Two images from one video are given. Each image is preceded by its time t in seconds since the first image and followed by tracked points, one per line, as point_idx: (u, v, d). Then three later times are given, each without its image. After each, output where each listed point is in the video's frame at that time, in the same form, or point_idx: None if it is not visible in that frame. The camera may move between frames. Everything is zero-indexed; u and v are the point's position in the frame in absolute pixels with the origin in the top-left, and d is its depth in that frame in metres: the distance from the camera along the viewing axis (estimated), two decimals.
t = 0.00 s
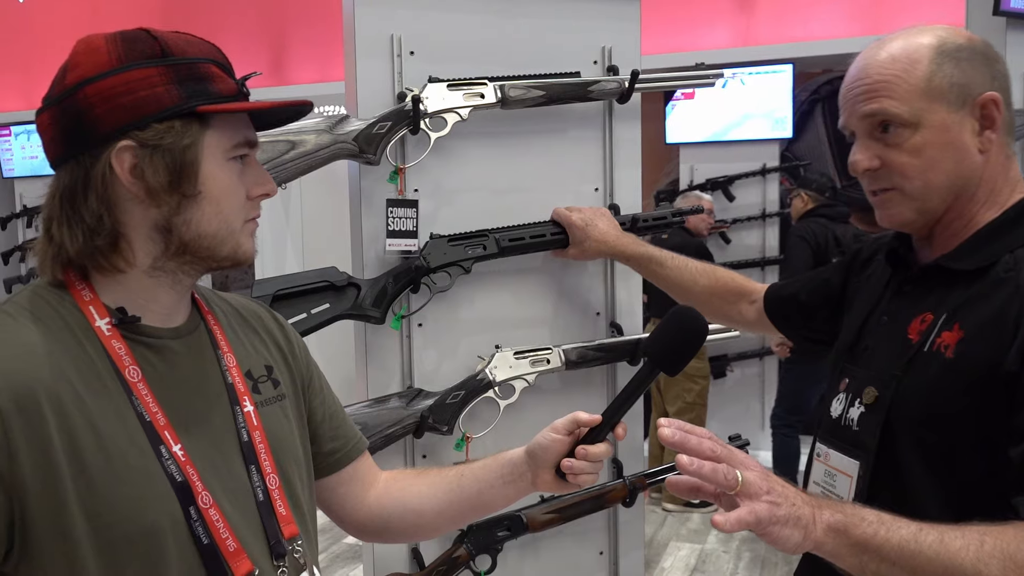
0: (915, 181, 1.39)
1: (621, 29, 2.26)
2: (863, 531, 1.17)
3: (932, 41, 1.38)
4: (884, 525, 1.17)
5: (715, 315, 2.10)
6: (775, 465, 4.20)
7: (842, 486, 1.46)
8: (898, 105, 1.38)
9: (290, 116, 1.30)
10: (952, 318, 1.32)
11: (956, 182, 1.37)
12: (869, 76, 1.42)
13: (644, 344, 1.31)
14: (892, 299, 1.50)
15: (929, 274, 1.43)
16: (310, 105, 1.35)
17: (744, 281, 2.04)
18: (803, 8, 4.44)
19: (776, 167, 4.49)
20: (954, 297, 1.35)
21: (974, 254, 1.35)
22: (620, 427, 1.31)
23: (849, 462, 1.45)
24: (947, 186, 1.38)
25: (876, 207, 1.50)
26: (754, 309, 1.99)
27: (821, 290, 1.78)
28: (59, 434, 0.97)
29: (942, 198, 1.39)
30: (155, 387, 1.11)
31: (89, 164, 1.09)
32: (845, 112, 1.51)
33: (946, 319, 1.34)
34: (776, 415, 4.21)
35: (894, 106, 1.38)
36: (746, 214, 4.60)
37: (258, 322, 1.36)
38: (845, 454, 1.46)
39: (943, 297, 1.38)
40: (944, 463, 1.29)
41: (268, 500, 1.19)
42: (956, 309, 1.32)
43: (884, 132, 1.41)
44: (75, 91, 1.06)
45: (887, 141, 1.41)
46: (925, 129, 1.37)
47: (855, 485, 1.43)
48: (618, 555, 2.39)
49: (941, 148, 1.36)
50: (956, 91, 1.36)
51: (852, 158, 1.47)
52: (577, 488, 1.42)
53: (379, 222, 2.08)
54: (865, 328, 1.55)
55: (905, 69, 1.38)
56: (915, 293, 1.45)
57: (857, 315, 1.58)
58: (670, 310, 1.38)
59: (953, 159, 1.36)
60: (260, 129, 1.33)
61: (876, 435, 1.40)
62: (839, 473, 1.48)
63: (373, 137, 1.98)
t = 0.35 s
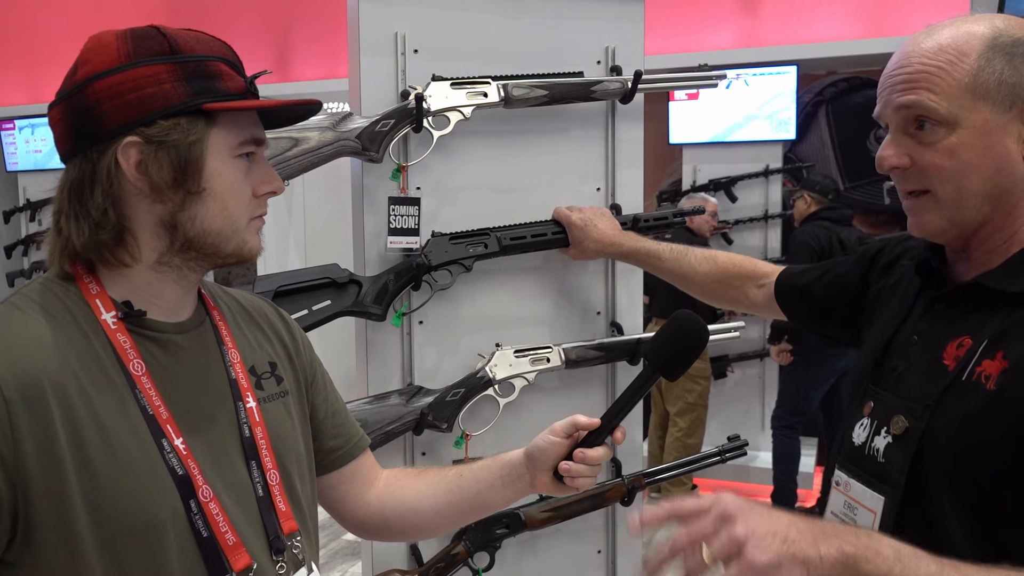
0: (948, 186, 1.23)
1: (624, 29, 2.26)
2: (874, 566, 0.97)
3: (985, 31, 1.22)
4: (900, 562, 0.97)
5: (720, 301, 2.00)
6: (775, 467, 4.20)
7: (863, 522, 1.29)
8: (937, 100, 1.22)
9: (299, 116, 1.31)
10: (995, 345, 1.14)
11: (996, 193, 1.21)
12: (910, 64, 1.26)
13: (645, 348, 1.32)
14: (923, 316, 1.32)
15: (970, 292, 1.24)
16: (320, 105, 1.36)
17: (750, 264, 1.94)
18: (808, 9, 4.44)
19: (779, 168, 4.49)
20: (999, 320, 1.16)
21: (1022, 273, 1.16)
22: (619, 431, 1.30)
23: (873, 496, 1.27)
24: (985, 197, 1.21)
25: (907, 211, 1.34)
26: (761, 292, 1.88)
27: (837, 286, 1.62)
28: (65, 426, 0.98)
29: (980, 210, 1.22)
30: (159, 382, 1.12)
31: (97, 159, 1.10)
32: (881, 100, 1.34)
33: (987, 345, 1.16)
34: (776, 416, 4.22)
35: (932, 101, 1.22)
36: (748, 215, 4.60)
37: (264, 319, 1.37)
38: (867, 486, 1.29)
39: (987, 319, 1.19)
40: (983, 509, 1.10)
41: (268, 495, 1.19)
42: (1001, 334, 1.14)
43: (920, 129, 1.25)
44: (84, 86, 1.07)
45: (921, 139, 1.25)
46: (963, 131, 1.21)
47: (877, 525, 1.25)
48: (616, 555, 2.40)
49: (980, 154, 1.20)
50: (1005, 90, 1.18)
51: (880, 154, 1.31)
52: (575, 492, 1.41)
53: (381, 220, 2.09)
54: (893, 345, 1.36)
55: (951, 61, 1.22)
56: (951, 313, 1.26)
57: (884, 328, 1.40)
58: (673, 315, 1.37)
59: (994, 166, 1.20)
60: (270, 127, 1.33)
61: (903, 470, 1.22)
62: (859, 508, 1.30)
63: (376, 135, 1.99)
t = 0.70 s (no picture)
0: (937, 191, 1.22)
1: (621, 32, 2.26)
2: None
3: (976, 29, 1.19)
4: None
5: (710, 297, 1.93)
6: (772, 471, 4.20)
7: (862, 545, 1.30)
8: (926, 102, 1.20)
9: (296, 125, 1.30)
10: (997, 366, 1.12)
11: (990, 197, 1.19)
12: (898, 65, 1.24)
13: (639, 357, 1.30)
14: (923, 328, 1.29)
15: (971, 306, 1.21)
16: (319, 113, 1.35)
17: (740, 259, 1.87)
18: (805, 13, 4.45)
19: (776, 172, 4.50)
20: (999, 340, 1.14)
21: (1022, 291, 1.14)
22: (611, 439, 1.29)
23: (872, 520, 1.27)
24: (978, 201, 1.20)
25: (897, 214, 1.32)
26: (752, 286, 1.82)
27: (834, 284, 1.59)
28: (55, 427, 0.98)
29: (972, 214, 1.21)
30: (151, 384, 1.12)
31: (90, 163, 1.11)
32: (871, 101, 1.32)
33: (989, 366, 1.13)
34: (774, 420, 4.22)
35: (921, 102, 1.20)
36: (745, 219, 4.61)
37: (263, 324, 1.36)
38: (867, 508, 1.29)
39: (986, 337, 1.17)
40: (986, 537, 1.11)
41: (262, 497, 1.19)
42: (1003, 355, 1.12)
43: (911, 131, 1.24)
44: (79, 91, 1.08)
45: (911, 143, 1.24)
46: (955, 133, 1.19)
47: (877, 548, 1.25)
48: (612, 557, 2.40)
49: (972, 157, 1.19)
50: (998, 90, 1.16)
51: (870, 159, 1.29)
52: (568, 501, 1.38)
53: (378, 223, 2.09)
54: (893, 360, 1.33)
55: (940, 61, 1.19)
56: (952, 329, 1.23)
57: (885, 340, 1.37)
58: (668, 324, 1.38)
59: (987, 169, 1.18)
60: (269, 134, 1.32)
61: (902, 494, 1.21)
62: (860, 530, 1.30)
63: (374, 138, 1.99)
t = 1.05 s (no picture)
0: (938, 188, 1.22)
1: (622, 35, 2.27)
2: None
3: (988, 29, 1.20)
4: None
5: (709, 302, 1.94)
6: (771, 473, 4.21)
7: (837, 540, 1.31)
8: (936, 96, 1.20)
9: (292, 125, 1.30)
10: (980, 371, 1.13)
11: (991, 196, 1.19)
12: (909, 60, 1.24)
13: (633, 358, 1.30)
14: (912, 329, 1.29)
15: (961, 312, 1.21)
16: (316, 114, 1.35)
17: (739, 263, 1.87)
18: (805, 17, 4.46)
19: (775, 175, 4.51)
20: (984, 345, 1.14)
21: (1006, 298, 1.14)
22: (607, 440, 1.28)
23: (847, 516, 1.28)
24: (977, 200, 1.20)
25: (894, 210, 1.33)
26: (750, 291, 1.82)
27: (832, 288, 1.60)
28: (52, 424, 0.99)
29: (970, 213, 1.21)
30: (149, 383, 1.12)
31: (83, 163, 1.11)
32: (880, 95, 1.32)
33: (972, 370, 1.14)
34: (773, 423, 4.23)
35: (929, 96, 1.21)
36: (744, 222, 4.62)
37: (258, 322, 1.37)
38: (843, 505, 1.29)
39: (972, 342, 1.17)
40: (958, 539, 1.12)
41: (258, 496, 1.20)
42: (988, 361, 1.12)
43: (916, 126, 1.24)
44: (73, 92, 1.08)
45: (916, 138, 1.24)
46: (960, 130, 1.19)
47: (851, 545, 1.26)
48: (609, 559, 2.40)
49: (977, 155, 1.19)
50: (1006, 88, 1.17)
51: (873, 152, 1.30)
52: (563, 501, 1.38)
53: (378, 224, 2.09)
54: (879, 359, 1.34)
55: (951, 58, 1.20)
56: (939, 332, 1.24)
57: (874, 339, 1.38)
58: (663, 325, 1.37)
59: (990, 168, 1.19)
60: (267, 133, 1.33)
61: (877, 492, 1.22)
62: (836, 525, 1.31)
63: (374, 139, 1.99)
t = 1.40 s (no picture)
0: (933, 190, 1.23)
1: (622, 36, 2.27)
2: None
3: (984, 35, 1.20)
4: None
5: (710, 303, 1.95)
6: (772, 473, 4.21)
7: (839, 540, 1.31)
8: (930, 101, 1.21)
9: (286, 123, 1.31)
10: (984, 371, 1.13)
11: (988, 199, 1.19)
12: (905, 66, 1.25)
13: (627, 359, 1.31)
14: (914, 331, 1.29)
15: (962, 312, 1.21)
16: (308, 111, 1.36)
17: (742, 264, 1.88)
18: (806, 17, 4.46)
19: (776, 175, 4.52)
20: (988, 345, 1.15)
21: (1010, 300, 1.14)
22: (601, 440, 1.30)
23: (849, 516, 1.28)
24: (973, 203, 1.20)
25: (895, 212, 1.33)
26: (753, 292, 1.83)
27: (834, 291, 1.60)
28: (47, 423, 0.99)
29: (967, 215, 1.21)
30: (144, 382, 1.13)
31: (77, 161, 1.12)
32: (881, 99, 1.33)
33: (976, 371, 1.14)
34: (774, 423, 4.23)
35: (924, 101, 1.21)
36: (746, 222, 4.63)
37: (255, 322, 1.37)
38: (845, 505, 1.30)
39: (976, 342, 1.17)
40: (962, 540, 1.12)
41: (254, 495, 1.20)
42: (991, 361, 1.12)
43: (914, 130, 1.25)
44: (65, 92, 1.09)
45: (913, 141, 1.25)
46: (954, 133, 1.20)
47: (853, 544, 1.26)
48: (609, 558, 2.40)
49: (971, 158, 1.19)
50: (1000, 92, 1.17)
51: (872, 154, 1.30)
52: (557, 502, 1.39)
53: (378, 224, 2.10)
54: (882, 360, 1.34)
55: (947, 63, 1.20)
56: (942, 332, 1.24)
57: (875, 341, 1.38)
58: (657, 325, 1.38)
59: (984, 170, 1.19)
60: (260, 131, 1.33)
61: (880, 492, 1.22)
62: (837, 524, 1.32)
63: (374, 140, 2.00)
